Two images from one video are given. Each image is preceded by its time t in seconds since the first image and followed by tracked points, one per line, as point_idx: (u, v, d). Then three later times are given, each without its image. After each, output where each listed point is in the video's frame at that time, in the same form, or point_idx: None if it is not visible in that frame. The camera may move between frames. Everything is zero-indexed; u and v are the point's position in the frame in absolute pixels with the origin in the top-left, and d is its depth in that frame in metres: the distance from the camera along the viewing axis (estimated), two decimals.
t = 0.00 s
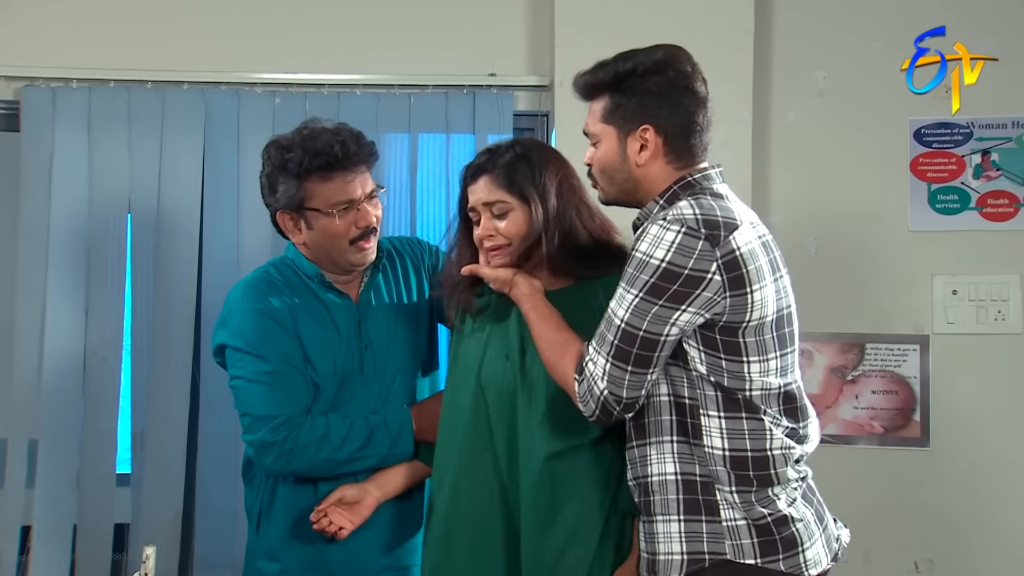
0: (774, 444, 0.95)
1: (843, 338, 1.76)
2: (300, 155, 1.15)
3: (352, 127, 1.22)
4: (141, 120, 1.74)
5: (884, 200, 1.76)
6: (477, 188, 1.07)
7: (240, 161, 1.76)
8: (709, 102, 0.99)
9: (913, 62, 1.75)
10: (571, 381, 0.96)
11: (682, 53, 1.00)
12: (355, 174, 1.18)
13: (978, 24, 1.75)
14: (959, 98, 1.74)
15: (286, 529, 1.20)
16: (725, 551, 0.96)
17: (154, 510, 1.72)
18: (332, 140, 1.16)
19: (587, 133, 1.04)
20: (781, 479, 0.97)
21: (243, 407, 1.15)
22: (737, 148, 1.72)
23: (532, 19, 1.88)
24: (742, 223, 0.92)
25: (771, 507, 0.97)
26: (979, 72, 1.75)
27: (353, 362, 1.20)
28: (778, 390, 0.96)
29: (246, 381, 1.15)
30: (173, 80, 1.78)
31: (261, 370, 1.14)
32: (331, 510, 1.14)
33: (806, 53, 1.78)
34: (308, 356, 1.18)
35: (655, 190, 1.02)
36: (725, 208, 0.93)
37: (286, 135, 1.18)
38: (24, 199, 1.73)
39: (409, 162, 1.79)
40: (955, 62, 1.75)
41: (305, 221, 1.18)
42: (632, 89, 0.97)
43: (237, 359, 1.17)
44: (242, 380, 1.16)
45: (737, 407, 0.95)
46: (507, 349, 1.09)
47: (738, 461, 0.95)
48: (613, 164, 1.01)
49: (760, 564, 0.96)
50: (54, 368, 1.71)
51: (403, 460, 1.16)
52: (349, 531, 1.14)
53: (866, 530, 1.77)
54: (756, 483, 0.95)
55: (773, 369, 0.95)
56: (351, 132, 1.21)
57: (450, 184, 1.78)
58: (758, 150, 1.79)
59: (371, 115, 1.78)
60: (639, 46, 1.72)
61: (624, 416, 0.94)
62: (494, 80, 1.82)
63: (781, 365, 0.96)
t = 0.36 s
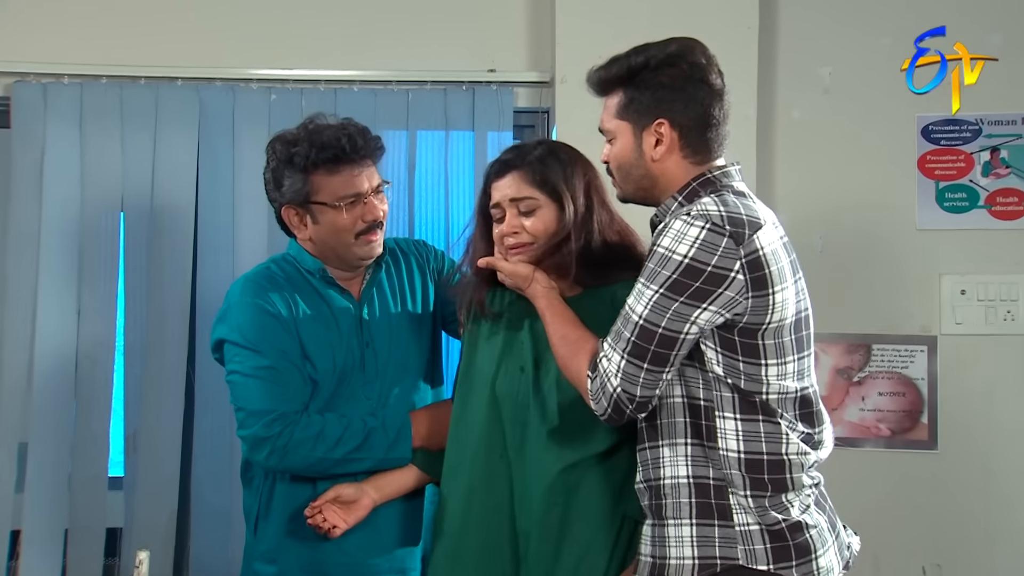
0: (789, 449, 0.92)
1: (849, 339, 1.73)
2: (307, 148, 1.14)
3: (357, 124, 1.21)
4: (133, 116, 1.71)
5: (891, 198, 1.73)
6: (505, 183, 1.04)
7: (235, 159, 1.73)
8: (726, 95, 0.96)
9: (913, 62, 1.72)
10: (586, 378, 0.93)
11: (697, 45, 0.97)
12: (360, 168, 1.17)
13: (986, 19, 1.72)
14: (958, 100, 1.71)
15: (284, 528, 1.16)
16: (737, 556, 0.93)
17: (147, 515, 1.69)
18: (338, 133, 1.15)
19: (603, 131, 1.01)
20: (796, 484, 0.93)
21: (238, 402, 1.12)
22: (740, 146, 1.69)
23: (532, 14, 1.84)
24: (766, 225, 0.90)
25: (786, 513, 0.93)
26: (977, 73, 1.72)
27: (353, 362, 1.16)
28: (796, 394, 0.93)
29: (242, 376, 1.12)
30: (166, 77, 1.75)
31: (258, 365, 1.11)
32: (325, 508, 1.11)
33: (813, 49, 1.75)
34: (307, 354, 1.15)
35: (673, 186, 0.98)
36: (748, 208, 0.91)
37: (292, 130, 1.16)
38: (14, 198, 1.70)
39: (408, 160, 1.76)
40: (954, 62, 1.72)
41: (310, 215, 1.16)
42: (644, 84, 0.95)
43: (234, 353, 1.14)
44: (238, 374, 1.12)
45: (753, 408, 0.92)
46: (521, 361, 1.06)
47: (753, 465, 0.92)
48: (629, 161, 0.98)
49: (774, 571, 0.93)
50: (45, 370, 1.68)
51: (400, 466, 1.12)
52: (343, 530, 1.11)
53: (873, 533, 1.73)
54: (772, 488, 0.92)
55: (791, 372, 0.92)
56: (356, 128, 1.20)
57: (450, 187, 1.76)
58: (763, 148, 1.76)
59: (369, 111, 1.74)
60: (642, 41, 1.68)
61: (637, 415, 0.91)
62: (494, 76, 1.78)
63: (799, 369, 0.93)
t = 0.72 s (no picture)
0: (794, 452, 0.89)
1: (856, 339, 1.70)
2: (307, 139, 1.11)
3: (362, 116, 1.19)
4: (126, 111, 1.68)
5: (899, 195, 1.69)
6: (503, 179, 1.01)
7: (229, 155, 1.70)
8: (722, 85, 0.93)
9: (914, 62, 1.69)
10: (591, 381, 0.90)
11: (689, 37, 0.93)
12: (362, 161, 1.14)
13: (994, 13, 1.69)
14: (959, 99, 1.68)
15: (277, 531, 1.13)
16: (740, 561, 0.90)
17: (140, 518, 1.65)
18: (339, 126, 1.12)
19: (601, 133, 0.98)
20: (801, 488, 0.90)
21: (229, 396, 1.09)
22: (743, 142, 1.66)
23: (532, 9, 1.81)
24: (773, 223, 0.86)
25: (791, 517, 0.90)
26: (978, 73, 1.68)
27: (348, 358, 1.13)
28: (802, 395, 0.90)
29: (232, 370, 1.09)
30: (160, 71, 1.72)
31: (247, 359, 1.08)
32: (318, 511, 1.07)
33: (819, 42, 1.71)
34: (299, 350, 1.12)
35: (677, 183, 0.95)
36: (755, 205, 0.88)
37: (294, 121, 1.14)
38: (4, 195, 1.66)
39: (405, 156, 1.72)
40: (955, 62, 1.69)
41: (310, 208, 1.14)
42: (638, 82, 0.92)
43: (226, 347, 1.11)
44: (229, 368, 1.09)
45: (759, 411, 0.89)
46: (515, 354, 1.02)
47: (757, 468, 0.88)
48: (630, 160, 0.95)
49: None
50: (36, 371, 1.65)
51: (390, 468, 1.08)
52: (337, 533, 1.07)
53: (880, 537, 1.70)
54: (776, 491, 0.89)
55: (797, 373, 0.89)
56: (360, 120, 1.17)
57: (448, 182, 1.72)
58: (767, 144, 1.73)
59: (366, 106, 1.71)
60: (644, 35, 1.65)
61: (643, 419, 0.88)
62: (494, 70, 1.75)
63: (804, 370, 0.90)
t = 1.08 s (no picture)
0: (798, 452, 0.85)
1: (863, 339, 1.66)
2: (322, 147, 1.05)
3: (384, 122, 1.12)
4: (117, 107, 1.64)
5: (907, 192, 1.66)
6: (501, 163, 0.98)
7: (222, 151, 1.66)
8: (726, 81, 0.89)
9: (913, 62, 1.65)
10: (586, 378, 0.86)
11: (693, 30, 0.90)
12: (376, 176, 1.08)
13: (1002, 7, 1.65)
14: (957, 99, 1.65)
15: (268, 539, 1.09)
16: (744, 564, 0.86)
17: (131, 523, 1.62)
18: (356, 137, 1.06)
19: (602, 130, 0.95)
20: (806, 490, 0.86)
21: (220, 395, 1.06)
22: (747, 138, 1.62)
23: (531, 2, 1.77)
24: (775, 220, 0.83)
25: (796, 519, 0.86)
26: (977, 73, 1.65)
27: (347, 361, 1.09)
28: (805, 396, 0.86)
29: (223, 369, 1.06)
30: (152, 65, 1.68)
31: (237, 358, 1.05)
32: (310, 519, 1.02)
33: (824, 36, 1.68)
34: (294, 350, 1.08)
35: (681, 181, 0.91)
36: (757, 202, 0.84)
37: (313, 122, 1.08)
38: None
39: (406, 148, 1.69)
40: (954, 62, 1.66)
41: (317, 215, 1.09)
42: (640, 77, 0.88)
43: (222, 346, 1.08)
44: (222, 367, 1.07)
45: (761, 412, 0.85)
46: (510, 340, 0.99)
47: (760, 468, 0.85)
48: (632, 158, 0.91)
49: None
50: (26, 372, 1.61)
51: (369, 472, 1.03)
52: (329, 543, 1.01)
53: (888, 541, 1.67)
54: (781, 493, 0.85)
55: (801, 372, 0.85)
56: (380, 128, 1.10)
57: (447, 175, 1.69)
58: (773, 140, 1.69)
59: (363, 101, 1.68)
60: (646, 29, 1.61)
61: (640, 419, 0.84)
62: (493, 65, 1.71)
63: (808, 371, 0.86)
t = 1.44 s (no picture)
0: (817, 456, 0.82)
1: (871, 340, 1.62)
2: (304, 148, 1.01)
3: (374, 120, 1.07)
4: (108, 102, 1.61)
5: (915, 190, 1.62)
6: (501, 172, 0.94)
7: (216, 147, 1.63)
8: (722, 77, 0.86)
9: (913, 62, 1.62)
10: (598, 391, 0.82)
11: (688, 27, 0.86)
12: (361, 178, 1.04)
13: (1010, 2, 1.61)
14: (958, 98, 1.61)
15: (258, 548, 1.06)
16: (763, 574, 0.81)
17: (123, 527, 1.58)
18: (340, 140, 1.01)
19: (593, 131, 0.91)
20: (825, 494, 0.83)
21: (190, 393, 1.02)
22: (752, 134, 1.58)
23: None
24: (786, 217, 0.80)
25: (816, 526, 0.82)
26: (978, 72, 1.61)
27: (326, 364, 1.05)
28: (820, 397, 0.83)
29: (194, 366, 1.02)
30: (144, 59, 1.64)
31: (207, 357, 1.01)
32: (309, 556, 0.97)
33: (830, 30, 1.64)
34: (270, 350, 1.05)
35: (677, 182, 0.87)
36: (766, 200, 0.81)
37: (296, 119, 1.03)
38: None
39: (400, 152, 1.66)
40: (954, 62, 1.62)
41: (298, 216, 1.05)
42: (633, 73, 0.85)
43: (193, 343, 1.04)
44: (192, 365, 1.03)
45: (778, 416, 0.81)
46: (507, 369, 0.93)
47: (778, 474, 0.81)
48: (625, 159, 0.87)
49: None
50: (15, 373, 1.58)
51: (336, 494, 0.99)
52: None
53: (897, 545, 1.63)
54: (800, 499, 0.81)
55: (815, 374, 0.82)
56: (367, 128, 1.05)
57: (445, 178, 1.66)
58: (778, 136, 1.66)
59: (359, 99, 1.64)
60: (647, 22, 1.58)
61: (655, 430, 0.80)
62: (493, 59, 1.66)
63: (822, 370, 0.83)
